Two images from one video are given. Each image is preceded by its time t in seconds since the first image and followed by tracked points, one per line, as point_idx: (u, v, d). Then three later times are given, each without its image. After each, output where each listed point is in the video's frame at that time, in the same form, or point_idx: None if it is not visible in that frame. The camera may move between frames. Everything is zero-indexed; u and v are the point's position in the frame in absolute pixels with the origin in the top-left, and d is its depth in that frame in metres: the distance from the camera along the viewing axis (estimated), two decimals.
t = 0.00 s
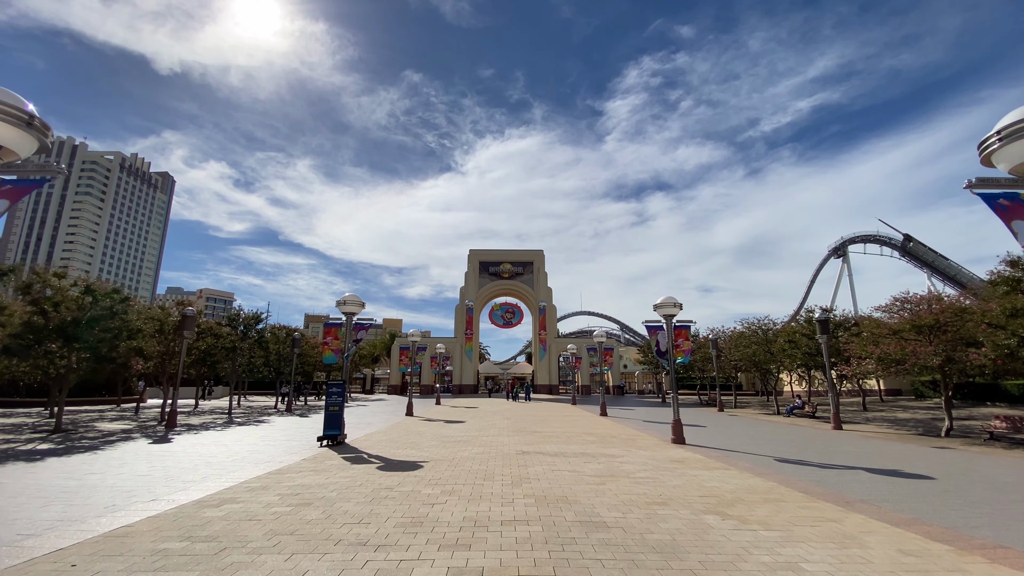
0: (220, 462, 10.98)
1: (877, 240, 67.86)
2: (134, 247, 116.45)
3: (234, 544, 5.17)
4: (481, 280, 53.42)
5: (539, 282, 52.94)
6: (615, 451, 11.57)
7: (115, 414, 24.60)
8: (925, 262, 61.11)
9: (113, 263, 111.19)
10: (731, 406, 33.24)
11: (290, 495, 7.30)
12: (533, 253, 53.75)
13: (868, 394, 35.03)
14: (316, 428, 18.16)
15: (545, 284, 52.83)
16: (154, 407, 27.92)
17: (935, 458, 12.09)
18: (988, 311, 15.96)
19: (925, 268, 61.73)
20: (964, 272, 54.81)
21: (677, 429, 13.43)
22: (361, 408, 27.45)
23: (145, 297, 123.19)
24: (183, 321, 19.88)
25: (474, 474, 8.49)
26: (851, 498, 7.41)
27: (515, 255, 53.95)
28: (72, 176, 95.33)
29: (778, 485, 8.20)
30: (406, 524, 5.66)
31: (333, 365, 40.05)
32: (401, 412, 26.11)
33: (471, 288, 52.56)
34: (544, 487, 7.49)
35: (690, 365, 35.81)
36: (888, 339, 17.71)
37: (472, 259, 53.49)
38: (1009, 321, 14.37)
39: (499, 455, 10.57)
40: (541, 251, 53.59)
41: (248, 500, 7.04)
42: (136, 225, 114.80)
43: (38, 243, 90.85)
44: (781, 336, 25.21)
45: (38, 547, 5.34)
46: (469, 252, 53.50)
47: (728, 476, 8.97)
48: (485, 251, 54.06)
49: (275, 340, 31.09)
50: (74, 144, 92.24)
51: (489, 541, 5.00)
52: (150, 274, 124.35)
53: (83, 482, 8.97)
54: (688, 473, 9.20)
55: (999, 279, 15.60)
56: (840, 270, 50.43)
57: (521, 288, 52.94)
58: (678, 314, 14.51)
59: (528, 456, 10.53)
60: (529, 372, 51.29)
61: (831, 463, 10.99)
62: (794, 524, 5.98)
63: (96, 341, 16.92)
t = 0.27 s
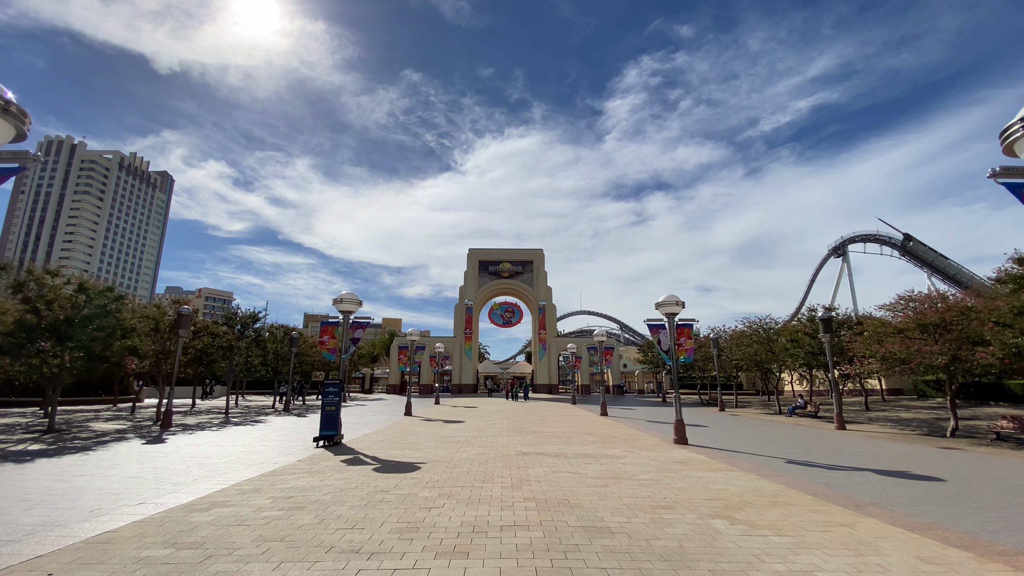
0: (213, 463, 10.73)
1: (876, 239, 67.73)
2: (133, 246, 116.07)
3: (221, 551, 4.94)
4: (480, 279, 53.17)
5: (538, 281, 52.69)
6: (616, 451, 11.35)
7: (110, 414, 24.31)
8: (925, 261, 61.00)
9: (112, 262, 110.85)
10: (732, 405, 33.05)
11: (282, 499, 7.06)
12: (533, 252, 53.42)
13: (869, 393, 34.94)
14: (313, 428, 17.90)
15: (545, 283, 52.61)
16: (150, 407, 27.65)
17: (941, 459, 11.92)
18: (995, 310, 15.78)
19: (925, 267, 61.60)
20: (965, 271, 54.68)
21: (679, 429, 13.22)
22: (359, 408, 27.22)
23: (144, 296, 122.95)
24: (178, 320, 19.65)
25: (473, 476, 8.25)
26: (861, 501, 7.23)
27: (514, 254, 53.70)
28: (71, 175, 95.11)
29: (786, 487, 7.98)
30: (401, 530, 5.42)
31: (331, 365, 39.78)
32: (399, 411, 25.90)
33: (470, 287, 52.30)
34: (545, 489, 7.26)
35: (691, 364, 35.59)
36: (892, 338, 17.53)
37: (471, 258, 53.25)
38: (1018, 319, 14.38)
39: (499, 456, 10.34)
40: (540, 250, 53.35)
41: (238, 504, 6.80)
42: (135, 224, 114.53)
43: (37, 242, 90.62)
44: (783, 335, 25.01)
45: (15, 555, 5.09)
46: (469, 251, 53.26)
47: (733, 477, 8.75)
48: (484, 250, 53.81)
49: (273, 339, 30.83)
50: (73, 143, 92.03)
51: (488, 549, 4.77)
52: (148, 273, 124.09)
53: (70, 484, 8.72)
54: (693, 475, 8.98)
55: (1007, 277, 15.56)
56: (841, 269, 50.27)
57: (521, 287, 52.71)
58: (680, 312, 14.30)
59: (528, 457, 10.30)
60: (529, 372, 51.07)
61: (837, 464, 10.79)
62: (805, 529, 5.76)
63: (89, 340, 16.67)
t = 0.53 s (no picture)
0: (205, 464, 10.49)
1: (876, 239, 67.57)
2: (132, 245, 115.79)
3: (204, 558, 4.70)
4: (480, 278, 52.90)
5: (538, 280, 52.43)
6: (618, 452, 11.12)
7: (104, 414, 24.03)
8: (924, 260, 60.86)
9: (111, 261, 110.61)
10: (733, 404, 32.83)
11: (273, 501, 6.82)
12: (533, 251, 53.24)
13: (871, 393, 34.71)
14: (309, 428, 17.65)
15: (544, 282, 52.36)
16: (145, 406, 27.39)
17: (948, 459, 11.71)
18: (1001, 308, 15.56)
19: (925, 267, 61.46)
20: (964, 271, 54.57)
21: (681, 429, 12.99)
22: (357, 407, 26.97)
23: (143, 295, 122.62)
24: (173, 318, 19.43)
25: (471, 477, 8.02)
26: (871, 504, 7.02)
27: (514, 253, 53.43)
28: (69, 173, 94.85)
29: (793, 489, 7.77)
30: (395, 536, 5.18)
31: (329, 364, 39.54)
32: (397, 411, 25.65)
33: (469, 286, 52.05)
34: (545, 492, 7.03)
35: (691, 364, 35.35)
36: (896, 337, 17.30)
37: (470, 257, 52.99)
38: None
39: (498, 457, 10.10)
40: (540, 249, 53.08)
41: (226, 507, 6.56)
42: (133, 223, 114.20)
43: (35, 241, 90.30)
44: (785, 333, 24.78)
45: None
46: (468, 250, 53.01)
47: (738, 479, 8.51)
48: (483, 248, 53.56)
49: (270, 338, 30.57)
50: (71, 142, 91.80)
51: (485, 556, 4.52)
52: (147, 272, 123.76)
53: (56, 485, 8.48)
54: (697, 476, 8.75)
55: (1013, 274, 15.28)
56: (840, 269, 50.02)
57: (520, 286, 52.47)
58: (682, 310, 14.05)
59: (528, 457, 10.06)
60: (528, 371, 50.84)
61: (843, 464, 10.57)
62: (816, 534, 5.53)
63: (81, 338, 16.40)
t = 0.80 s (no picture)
0: (196, 466, 10.23)
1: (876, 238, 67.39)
2: (130, 244, 115.40)
3: (185, 569, 4.46)
4: (479, 277, 52.61)
5: (537, 279, 52.16)
6: (619, 454, 10.89)
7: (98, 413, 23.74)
8: (924, 260, 60.68)
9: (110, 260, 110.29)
10: (733, 404, 32.62)
11: (262, 507, 6.57)
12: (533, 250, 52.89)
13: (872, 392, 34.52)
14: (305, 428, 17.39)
15: (544, 280, 52.09)
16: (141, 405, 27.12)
17: (955, 460, 11.51)
18: (1007, 307, 15.35)
19: (925, 266, 61.29)
20: (965, 270, 54.42)
21: (683, 430, 12.77)
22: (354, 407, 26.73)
23: (141, 294, 122.30)
24: (168, 317, 19.18)
25: (468, 480, 7.78)
26: (883, 509, 6.82)
27: (513, 252, 53.13)
28: (67, 172, 94.47)
29: (800, 493, 7.55)
30: (387, 544, 4.94)
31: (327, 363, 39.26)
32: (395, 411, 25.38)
33: (468, 285, 51.78)
34: (545, 496, 6.80)
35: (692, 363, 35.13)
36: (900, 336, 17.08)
37: (470, 256, 52.71)
38: None
39: (496, 459, 9.86)
40: (539, 248, 52.76)
41: (213, 513, 6.30)
42: (131, 222, 113.84)
43: (33, 240, 90.03)
44: (787, 333, 24.55)
45: None
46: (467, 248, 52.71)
47: (743, 482, 8.28)
48: (483, 247, 53.27)
49: (268, 337, 30.30)
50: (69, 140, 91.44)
51: (481, 567, 4.29)
52: (146, 271, 123.45)
53: (41, 489, 8.22)
54: (701, 479, 8.52)
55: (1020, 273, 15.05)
56: (840, 268, 50.01)
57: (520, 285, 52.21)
58: (684, 309, 13.81)
59: (526, 459, 9.82)
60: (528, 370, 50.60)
61: (849, 466, 10.35)
62: (828, 542, 5.30)
63: (74, 337, 16.14)
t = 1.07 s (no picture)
0: (187, 467, 9.99)
1: (875, 237, 67.28)
2: (129, 243, 115.06)
3: None
4: (478, 276, 52.35)
5: (536, 278, 51.93)
6: (620, 454, 10.67)
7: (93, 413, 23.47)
8: (923, 259, 60.62)
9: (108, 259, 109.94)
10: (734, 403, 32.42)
11: (252, 511, 6.33)
12: (532, 248, 52.63)
13: (873, 392, 34.34)
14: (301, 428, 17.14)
15: (543, 279, 51.85)
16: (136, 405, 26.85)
17: (962, 460, 11.32)
18: (1012, 305, 15.17)
19: (924, 266, 61.21)
20: (964, 270, 54.37)
21: (685, 430, 12.56)
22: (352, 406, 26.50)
23: (140, 294, 121.98)
24: (162, 315, 18.93)
25: (466, 482, 7.56)
26: (894, 511, 6.62)
27: (512, 250, 52.87)
28: (65, 171, 94.03)
29: (808, 495, 7.34)
30: (380, 550, 4.72)
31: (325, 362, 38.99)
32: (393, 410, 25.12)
33: (467, 284, 51.52)
34: (545, 499, 6.57)
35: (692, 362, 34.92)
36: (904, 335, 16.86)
37: (468, 254, 52.47)
38: None
39: (495, 459, 9.64)
40: (538, 247, 52.50)
41: (199, 518, 6.06)
42: (129, 221, 113.41)
43: (30, 239, 89.67)
44: (788, 331, 24.35)
45: None
46: (466, 247, 52.45)
47: (749, 483, 8.08)
48: (481, 246, 53.01)
49: (265, 336, 30.05)
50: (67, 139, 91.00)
51: None
52: (144, 270, 123.04)
53: (25, 491, 7.98)
54: (705, 480, 8.31)
55: None
56: (840, 267, 49.94)
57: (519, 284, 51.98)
58: (685, 307, 13.57)
59: (526, 460, 9.60)
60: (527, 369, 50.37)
61: (855, 467, 10.15)
62: (840, 548, 5.09)
63: (65, 336, 15.86)
